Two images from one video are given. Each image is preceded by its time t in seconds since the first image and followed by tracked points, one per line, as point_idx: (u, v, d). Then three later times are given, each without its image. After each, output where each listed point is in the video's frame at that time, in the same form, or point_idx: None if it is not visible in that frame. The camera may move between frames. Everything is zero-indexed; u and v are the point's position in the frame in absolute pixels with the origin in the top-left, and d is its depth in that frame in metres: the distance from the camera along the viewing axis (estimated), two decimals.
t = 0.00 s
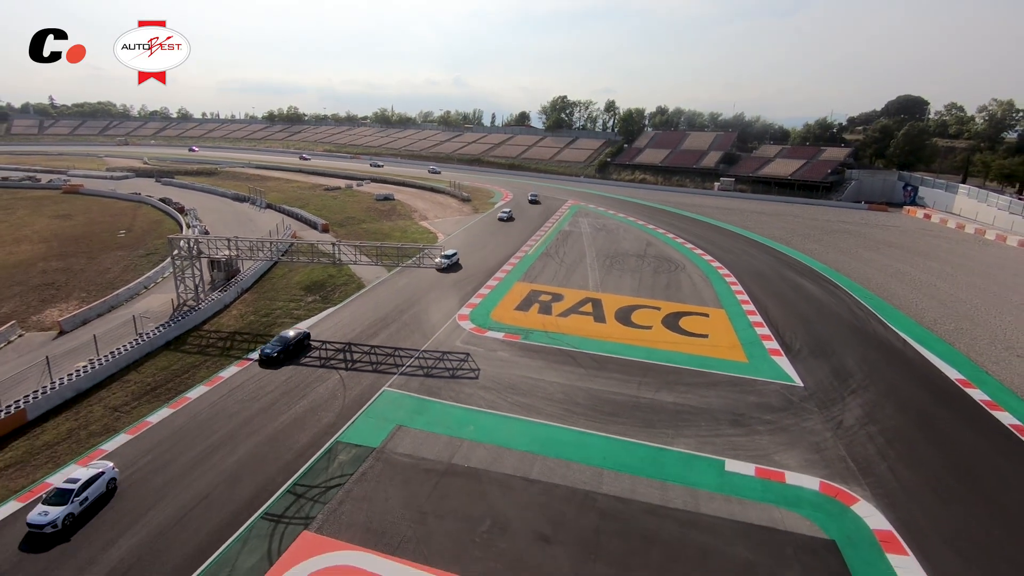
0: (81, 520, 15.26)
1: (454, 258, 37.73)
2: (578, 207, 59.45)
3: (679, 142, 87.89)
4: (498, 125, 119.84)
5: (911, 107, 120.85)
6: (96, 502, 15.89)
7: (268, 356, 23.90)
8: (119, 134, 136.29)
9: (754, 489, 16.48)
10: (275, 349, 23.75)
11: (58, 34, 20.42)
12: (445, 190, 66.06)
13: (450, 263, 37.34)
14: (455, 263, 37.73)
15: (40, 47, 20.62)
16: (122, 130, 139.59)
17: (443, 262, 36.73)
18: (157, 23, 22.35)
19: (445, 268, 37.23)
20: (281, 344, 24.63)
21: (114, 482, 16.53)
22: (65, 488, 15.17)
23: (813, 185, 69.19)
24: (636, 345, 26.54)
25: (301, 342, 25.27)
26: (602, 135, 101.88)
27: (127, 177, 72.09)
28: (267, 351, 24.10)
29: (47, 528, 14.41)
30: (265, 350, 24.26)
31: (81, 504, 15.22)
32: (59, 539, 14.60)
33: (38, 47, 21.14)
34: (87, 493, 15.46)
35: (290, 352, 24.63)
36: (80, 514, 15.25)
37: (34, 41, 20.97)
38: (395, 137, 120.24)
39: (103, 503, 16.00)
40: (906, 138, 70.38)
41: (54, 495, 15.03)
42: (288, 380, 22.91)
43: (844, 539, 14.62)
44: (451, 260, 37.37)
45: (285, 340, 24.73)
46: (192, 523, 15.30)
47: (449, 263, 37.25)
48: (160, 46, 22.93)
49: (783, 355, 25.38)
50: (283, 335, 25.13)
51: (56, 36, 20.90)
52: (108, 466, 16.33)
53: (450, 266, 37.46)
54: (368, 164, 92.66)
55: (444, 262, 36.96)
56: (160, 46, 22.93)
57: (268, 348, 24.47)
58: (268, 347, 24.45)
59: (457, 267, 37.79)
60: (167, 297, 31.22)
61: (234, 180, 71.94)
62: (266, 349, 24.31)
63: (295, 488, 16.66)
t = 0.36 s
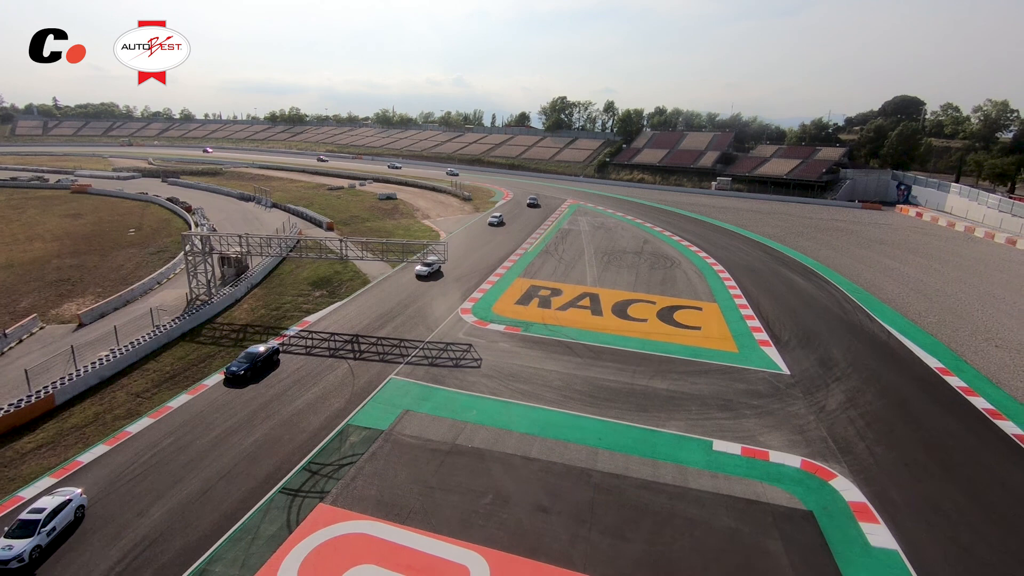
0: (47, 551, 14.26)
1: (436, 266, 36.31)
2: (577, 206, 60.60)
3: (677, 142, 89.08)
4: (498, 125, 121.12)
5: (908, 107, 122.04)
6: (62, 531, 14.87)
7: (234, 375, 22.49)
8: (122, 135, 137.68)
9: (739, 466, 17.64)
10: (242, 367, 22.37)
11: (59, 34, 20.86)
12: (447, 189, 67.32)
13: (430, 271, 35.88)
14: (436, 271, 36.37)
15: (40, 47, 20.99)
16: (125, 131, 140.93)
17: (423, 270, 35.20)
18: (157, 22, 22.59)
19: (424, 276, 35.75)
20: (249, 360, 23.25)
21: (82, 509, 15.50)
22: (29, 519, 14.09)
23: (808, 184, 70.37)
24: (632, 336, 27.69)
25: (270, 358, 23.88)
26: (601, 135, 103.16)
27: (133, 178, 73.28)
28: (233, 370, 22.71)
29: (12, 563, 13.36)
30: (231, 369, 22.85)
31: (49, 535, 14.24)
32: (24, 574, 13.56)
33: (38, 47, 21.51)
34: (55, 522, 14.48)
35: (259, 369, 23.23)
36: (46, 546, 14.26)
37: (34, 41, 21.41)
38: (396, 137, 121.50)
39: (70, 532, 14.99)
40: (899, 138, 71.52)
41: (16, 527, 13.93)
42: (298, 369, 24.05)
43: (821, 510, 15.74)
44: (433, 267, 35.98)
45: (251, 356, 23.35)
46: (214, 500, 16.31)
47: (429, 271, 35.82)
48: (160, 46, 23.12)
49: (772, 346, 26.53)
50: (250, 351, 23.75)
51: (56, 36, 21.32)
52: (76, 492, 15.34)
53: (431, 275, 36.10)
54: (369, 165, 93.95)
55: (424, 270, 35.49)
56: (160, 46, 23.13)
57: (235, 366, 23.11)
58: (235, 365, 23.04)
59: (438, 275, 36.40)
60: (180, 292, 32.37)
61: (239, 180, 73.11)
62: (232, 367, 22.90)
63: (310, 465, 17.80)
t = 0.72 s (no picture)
0: None
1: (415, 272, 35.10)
2: (577, 204, 61.71)
3: (675, 142, 90.18)
4: (498, 125, 122.22)
5: (905, 107, 123.09)
6: (35, 564, 13.81)
7: (202, 395, 21.07)
8: (126, 135, 139.02)
9: (727, 445, 18.79)
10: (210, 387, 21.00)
11: (58, 34, 20.99)
12: (449, 188, 68.51)
13: (410, 278, 34.62)
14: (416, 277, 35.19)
15: (40, 47, 21.21)
16: (129, 132, 142.12)
17: (403, 278, 34.01)
18: (157, 22, 22.81)
19: (405, 285, 34.45)
20: (217, 379, 21.85)
21: (55, 540, 14.49)
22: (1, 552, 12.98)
23: (804, 183, 71.47)
24: (629, 328, 28.84)
25: (240, 374, 22.50)
26: (600, 135, 104.33)
27: (140, 177, 74.48)
28: (199, 391, 21.24)
29: None
30: (197, 389, 21.39)
31: (25, 568, 13.22)
32: None
33: (37, 47, 21.71)
34: (31, 554, 13.48)
35: (228, 387, 21.84)
36: None
37: (34, 41, 21.54)
38: (397, 138, 122.68)
39: (43, 565, 13.91)
40: (894, 137, 72.64)
41: None
42: (310, 359, 25.20)
43: (803, 484, 16.85)
44: (413, 274, 34.73)
45: (218, 374, 21.85)
46: (235, 477, 17.37)
47: (409, 278, 34.61)
48: (160, 46, 23.44)
49: (762, 336, 27.69)
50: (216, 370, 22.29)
51: (56, 36, 21.57)
52: (49, 521, 14.32)
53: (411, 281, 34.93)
54: (372, 164, 95.14)
55: (404, 279, 34.20)
56: (160, 46, 23.45)
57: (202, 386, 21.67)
58: (201, 386, 21.56)
59: (420, 282, 35.24)
60: (193, 287, 33.53)
61: (244, 179, 74.26)
62: (198, 388, 21.43)
63: (325, 445, 18.94)
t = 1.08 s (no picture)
0: None
1: (394, 279, 34.07)
2: (575, 203, 62.87)
3: (673, 141, 91.37)
4: (498, 126, 123.52)
5: (901, 106, 124.53)
6: None
7: (171, 418, 19.61)
8: (130, 136, 140.33)
9: (716, 427, 19.93)
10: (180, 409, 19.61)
11: (58, 33, 20.99)
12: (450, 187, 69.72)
13: (389, 287, 33.54)
14: (396, 285, 34.13)
15: (41, 48, 21.28)
16: (132, 132, 143.24)
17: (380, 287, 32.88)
18: (157, 22, 22.83)
19: (383, 293, 33.32)
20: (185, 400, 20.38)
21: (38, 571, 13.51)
22: None
23: (799, 181, 72.66)
24: (625, 320, 30.00)
25: (209, 394, 21.14)
26: (599, 134, 105.55)
27: (146, 177, 75.63)
28: (166, 413, 19.69)
29: None
30: (164, 411, 19.84)
31: None
32: None
33: (37, 47, 21.77)
34: None
35: (198, 408, 20.52)
36: None
37: (33, 42, 21.49)
38: (398, 138, 123.94)
39: None
40: (888, 137, 73.86)
41: None
42: (319, 349, 26.33)
43: (786, 462, 17.97)
44: (392, 282, 33.72)
45: (188, 394, 20.43)
46: (253, 457, 18.47)
47: (387, 287, 33.51)
48: (160, 45, 23.50)
49: (752, 328, 28.86)
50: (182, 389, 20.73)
51: (56, 37, 21.61)
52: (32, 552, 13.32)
53: (390, 290, 33.86)
54: (373, 164, 96.34)
55: (382, 287, 33.04)
56: (160, 46, 23.50)
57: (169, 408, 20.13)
58: (167, 407, 20.02)
59: (400, 289, 34.26)
60: (204, 283, 34.69)
61: (248, 179, 75.44)
62: (165, 409, 19.89)
63: (336, 428, 20.08)
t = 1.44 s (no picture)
0: None
1: (372, 288, 32.53)
2: (575, 202, 64.00)
3: (671, 141, 92.51)
4: (499, 125, 124.69)
5: (898, 106, 125.68)
6: None
7: (145, 442, 18.41)
8: (133, 135, 141.62)
9: (705, 410, 21.07)
10: (155, 431, 18.46)
11: (58, 33, 21.71)
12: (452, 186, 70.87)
13: (367, 296, 32.05)
14: (374, 293, 32.64)
15: (41, 48, 22.03)
16: (135, 132, 144.50)
17: (358, 296, 31.39)
18: (157, 22, 23.37)
19: (361, 302, 31.91)
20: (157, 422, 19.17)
21: None
22: None
23: (795, 180, 73.81)
24: (622, 313, 31.16)
25: (184, 413, 19.99)
26: (599, 134, 106.70)
27: (152, 177, 76.77)
28: (137, 437, 18.43)
29: None
30: (135, 435, 18.56)
31: None
32: None
33: (38, 46, 22.62)
34: None
35: (173, 429, 19.36)
36: None
37: (36, 41, 22.37)
38: (400, 137, 125.17)
39: None
40: (883, 137, 75.00)
41: None
42: (328, 340, 27.48)
43: (770, 441, 19.11)
44: (370, 291, 32.30)
45: (159, 414, 19.17)
46: (269, 437, 19.62)
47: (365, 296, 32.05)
48: (160, 46, 24.06)
49: (744, 320, 30.01)
50: (153, 411, 19.47)
51: (56, 36, 22.28)
52: None
53: (369, 298, 32.45)
54: (375, 164, 97.47)
55: (359, 296, 31.54)
56: (160, 46, 24.06)
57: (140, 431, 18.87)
58: (138, 430, 18.74)
59: (378, 298, 32.82)
60: (215, 278, 35.87)
61: (253, 178, 76.60)
62: (135, 434, 18.60)
63: (347, 411, 21.24)
